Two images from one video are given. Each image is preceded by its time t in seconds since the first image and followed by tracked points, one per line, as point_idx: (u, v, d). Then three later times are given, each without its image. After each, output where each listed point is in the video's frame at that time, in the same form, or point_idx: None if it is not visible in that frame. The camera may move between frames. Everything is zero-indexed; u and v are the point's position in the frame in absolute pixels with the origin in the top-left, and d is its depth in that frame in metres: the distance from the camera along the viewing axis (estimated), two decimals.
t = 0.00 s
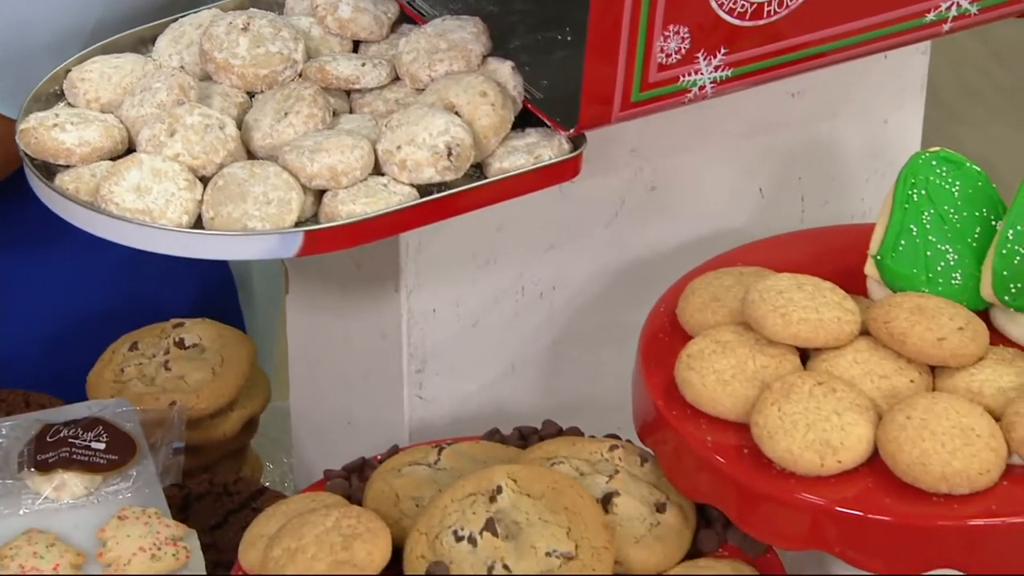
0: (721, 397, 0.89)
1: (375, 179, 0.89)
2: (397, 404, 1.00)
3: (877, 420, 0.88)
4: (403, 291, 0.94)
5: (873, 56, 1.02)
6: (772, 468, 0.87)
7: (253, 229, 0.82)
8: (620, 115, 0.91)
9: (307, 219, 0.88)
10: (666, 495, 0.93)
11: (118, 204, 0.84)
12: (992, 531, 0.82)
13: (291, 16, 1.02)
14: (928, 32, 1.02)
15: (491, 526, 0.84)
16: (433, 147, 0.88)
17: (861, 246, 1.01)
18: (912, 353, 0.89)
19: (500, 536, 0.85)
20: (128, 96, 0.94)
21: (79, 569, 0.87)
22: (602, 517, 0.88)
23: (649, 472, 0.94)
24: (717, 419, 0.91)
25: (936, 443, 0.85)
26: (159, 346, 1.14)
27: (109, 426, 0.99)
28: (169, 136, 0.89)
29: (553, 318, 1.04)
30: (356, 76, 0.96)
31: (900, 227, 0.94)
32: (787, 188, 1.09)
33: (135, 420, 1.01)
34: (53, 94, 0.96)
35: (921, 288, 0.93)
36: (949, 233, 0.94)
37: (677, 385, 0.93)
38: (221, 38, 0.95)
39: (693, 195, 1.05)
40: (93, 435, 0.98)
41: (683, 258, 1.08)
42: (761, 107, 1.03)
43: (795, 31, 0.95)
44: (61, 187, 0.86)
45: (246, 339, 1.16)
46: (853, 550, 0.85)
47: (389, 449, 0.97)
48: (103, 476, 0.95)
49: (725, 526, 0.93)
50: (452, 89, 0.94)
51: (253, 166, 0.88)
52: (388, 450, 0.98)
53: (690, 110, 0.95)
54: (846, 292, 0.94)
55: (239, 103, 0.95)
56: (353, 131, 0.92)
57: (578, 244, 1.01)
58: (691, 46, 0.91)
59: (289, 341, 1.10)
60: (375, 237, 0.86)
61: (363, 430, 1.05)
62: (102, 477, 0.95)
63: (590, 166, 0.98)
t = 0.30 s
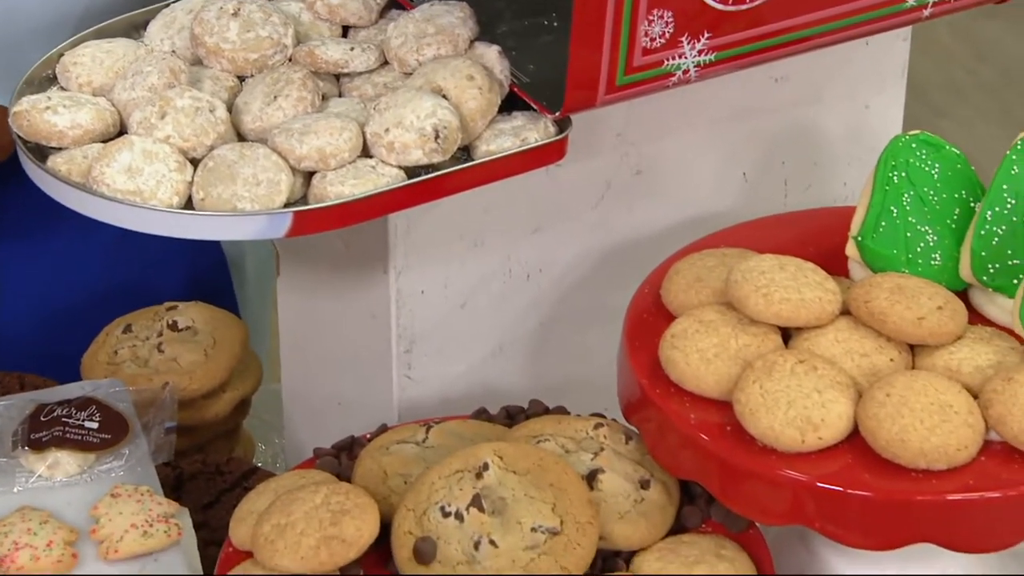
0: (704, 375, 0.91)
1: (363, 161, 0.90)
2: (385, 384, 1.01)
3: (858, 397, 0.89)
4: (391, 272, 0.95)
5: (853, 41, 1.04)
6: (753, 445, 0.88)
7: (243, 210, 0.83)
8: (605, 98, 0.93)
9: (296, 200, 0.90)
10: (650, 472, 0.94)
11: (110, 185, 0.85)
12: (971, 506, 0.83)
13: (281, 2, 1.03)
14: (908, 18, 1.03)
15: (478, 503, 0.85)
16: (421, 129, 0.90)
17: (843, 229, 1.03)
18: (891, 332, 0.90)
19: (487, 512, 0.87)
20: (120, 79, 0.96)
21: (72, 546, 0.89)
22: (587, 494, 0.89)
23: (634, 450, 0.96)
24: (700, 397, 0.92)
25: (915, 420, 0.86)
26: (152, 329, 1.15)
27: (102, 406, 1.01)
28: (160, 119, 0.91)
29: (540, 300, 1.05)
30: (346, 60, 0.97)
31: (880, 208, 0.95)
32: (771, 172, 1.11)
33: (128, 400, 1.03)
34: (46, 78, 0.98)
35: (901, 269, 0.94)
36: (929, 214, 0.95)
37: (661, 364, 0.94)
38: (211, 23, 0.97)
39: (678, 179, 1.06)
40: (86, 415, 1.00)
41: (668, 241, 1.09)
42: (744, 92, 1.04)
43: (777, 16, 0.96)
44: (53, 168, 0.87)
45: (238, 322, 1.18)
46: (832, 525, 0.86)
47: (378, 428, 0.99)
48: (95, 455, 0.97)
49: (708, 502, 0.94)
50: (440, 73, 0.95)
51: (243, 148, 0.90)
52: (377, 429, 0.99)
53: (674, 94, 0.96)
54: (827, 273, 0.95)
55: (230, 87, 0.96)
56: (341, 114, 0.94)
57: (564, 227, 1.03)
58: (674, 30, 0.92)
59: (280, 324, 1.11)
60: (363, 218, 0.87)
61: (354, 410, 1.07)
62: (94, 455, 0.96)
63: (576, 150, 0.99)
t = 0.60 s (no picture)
0: (688, 354, 0.92)
1: (352, 144, 0.91)
2: (375, 365, 1.03)
3: (838, 375, 0.91)
4: (380, 255, 0.97)
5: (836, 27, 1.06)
6: (736, 423, 0.89)
7: (233, 192, 0.84)
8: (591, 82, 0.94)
9: (285, 182, 0.91)
10: (635, 450, 0.96)
11: (101, 167, 0.87)
12: (950, 482, 0.85)
13: None
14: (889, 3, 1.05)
15: (464, 481, 0.87)
16: (409, 113, 0.91)
17: (825, 211, 1.05)
18: (872, 313, 0.92)
19: (473, 488, 0.88)
20: (112, 64, 0.97)
21: (65, 523, 0.92)
22: (573, 471, 0.91)
23: (618, 428, 0.97)
24: (684, 376, 0.93)
25: (895, 397, 0.87)
26: (146, 313, 1.17)
27: (95, 386, 1.02)
28: (151, 102, 0.92)
29: (527, 283, 1.07)
30: (335, 45, 0.98)
31: (862, 191, 0.97)
32: (755, 157, 1.12)
33: (121, 380, 1.05)
34: (40, 63, 0.99)
35: (882, 250, 0.96)
36: (909, 197, 0.97)
37: (645, 344, 0.96)
38: (202, 8, 0.98)
39: (664, 164, 1.08)
40: (79, 394, 1.01)
41: (654, 225, 1.11)
42: (729, 78, 1.06)
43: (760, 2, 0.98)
44: (45, 151, 0.89)
45: (231, 305, 1.19)
46: (813, 501, 0.88)
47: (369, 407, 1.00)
48: (89, 434, 0.98)
49: (692, 479, 0.96)
50: (428, 57, 0.96)
51: (233, 131, 0.91)
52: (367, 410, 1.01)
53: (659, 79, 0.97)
54: (809, 255, 0.97)
55: (221, 72, 0.98)
56: (331, 98, 0.95)
57: (550, 211, 1.04)
58: (659, 15, 0.94)
59: (272, 307, 1.13)
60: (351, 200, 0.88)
61: (345, 390, 1.08)
62: (88, 434, 0.98)
63: (562, 134, 1.01)
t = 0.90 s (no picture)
0: (672, 335, 0.93)
1: (341, 128, 0.92)
2: (365, 347, 1.05)
3: (820, 355, 0.92)
4: (370, 239, 0.98)
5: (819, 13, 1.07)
6: (721, 402, 0.90)
7: (222, 175, 0.84)
8: (577, 68, 0.95)
9: (275, 165, 0.92)
10: (621, 429, 0.98)
11: (93, 150, 0.88)
12: (929, 460, 0.85)
13: None
14: None
15: (451, 459, 0.87)
16: (397, 97, 0.92)
17: (809, 195, 1.07)
18: (853, 294, 0.93)
19: (461, 467, 0.89)
20: (104, 50, 0.99)
21: (59, 503, 0.93)
22: (559, 450, 0.92)
23: (604, 408, 0.99)
24: (668, 357, 0.95)
25: (876, 375, 0.88)
26: (140, 297, 1.19)
27: (88, 368, 1.04)
28: (143, 87, 0.94)
29: (515, 267, 1.08)
30: (325, 32, 1.00)
31: (843, 174, 0.99)
32: (740, 142, 1.14)
33: (113, 361, 1.07)
34: (33, 49, 1.01)
35: (863, 233, 0.98)
36: (890, 180, 0.99)
37: (630, 325, 0.97)
38: None
39: (650, 149, 1.09)
40: (73, 376, 1.03)
41: (639, 210, 1.13)
42: (714, 65, 1.07)
43: None
44: (38, 135, 0.90)
45: (223, 289, 1.21)
46: (796, 479, 0.88)
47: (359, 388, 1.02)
48: (83, 415, 1.00)
49: (677, 458, 0.98)
50: (416, 42, 0.98)
51: (223, 115, 0.92)
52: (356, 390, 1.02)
53: (643, 64, 0.99)
54: (792, 238, 0.98)
55: (212, 57, 0.99)
56: (320, 83, 0.96)
57: (538, 196, 1.06)
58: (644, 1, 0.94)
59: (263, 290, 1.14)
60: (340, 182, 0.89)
61: (335, 372, 1.10)
62: (81, 414, 1.00)
63: (549, 119, 1.02)
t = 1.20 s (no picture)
0: (659, 317, 0.95)
1: (332, 114, 0.94)
2: (357, 330, 1.06)
3: (805, 337, 0.94)
4: (362, 225, 1.00)
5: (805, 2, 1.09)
6: (707, 383, 0.92)
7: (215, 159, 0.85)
8: (565, 55, 0.96)
9: (267, 151, 0.93)
10: (608, 410, 0.99)
11: (87, 135, 0.89)
12: (911, 440, 0.86)
13: None
14: None
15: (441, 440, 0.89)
16: (388, 84, 0.93)
17: (795, 182, 1.08)
18: (837, 277, 0.95)
19: (451, 447, 0.90)
20: (99, 37, 1.00)
21: (55, 484, 0.94)
22: (547, 431, 0.93)
23: (592, 390, 1.00)
24: (655, 339, 0.96)
25: (859, 357, 0.89)
26: (136, 284, 1.20)
27: (84, 351, 1.05)
28: (137, 73, 0.95)
29: (505, 252, 1.10)
30: (316, 20, 1.02)
31: (828, 160, 1.00)
32: (727, 129, 1.15)
33: (109, 345, 1.08)
34: (29, 37, 1.02)
35: (848, 218, 0.99)
36: (874, 165, 1.00)
37: (618, 308, 0.99)
38: None
39: (638, 137, 1.11)
40: (69, 359, 1.04)
41: (627, 197, 1.14)
42: (701, 53, 1.08)
43: None
44: (33, 120, 0.91)
45: (218, 276, 1.22)
46: (781, 459, 0.90)
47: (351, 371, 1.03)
48: (78, 398, 1.01)
49: (663, 439, 0.99)
50: (406, 30, 0.99)
51: (217, 101, 0.93)
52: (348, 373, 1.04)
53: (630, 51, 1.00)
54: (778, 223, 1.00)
55: (205, 45, 1.01)
56: (312, 70, 0.98)
57: (527, 183, 1.07)
58: None
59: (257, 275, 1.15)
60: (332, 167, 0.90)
61: (328, 356, 1.11)
62: (77, 397, 1.01)
63: (538, 107, 1.03)
